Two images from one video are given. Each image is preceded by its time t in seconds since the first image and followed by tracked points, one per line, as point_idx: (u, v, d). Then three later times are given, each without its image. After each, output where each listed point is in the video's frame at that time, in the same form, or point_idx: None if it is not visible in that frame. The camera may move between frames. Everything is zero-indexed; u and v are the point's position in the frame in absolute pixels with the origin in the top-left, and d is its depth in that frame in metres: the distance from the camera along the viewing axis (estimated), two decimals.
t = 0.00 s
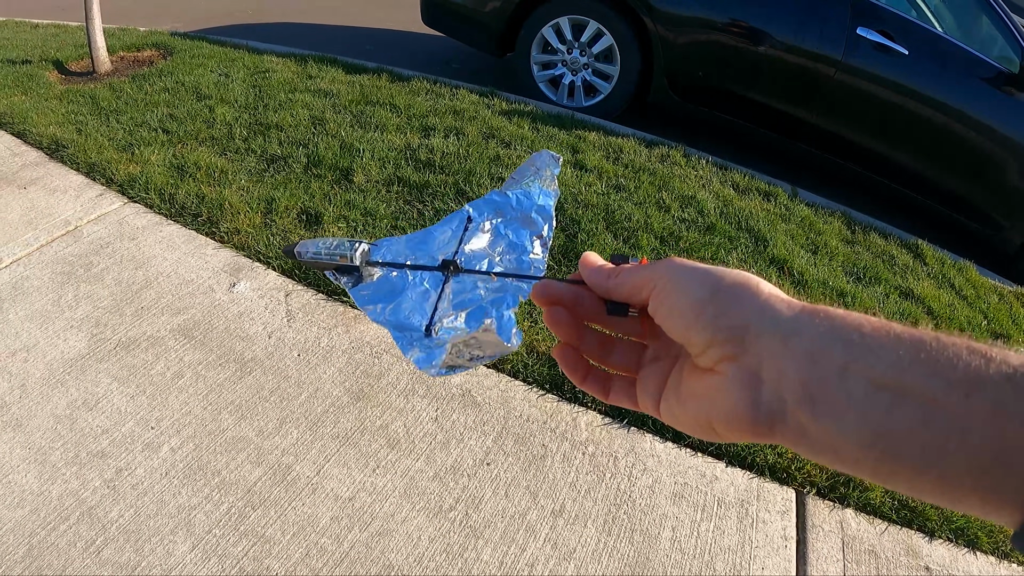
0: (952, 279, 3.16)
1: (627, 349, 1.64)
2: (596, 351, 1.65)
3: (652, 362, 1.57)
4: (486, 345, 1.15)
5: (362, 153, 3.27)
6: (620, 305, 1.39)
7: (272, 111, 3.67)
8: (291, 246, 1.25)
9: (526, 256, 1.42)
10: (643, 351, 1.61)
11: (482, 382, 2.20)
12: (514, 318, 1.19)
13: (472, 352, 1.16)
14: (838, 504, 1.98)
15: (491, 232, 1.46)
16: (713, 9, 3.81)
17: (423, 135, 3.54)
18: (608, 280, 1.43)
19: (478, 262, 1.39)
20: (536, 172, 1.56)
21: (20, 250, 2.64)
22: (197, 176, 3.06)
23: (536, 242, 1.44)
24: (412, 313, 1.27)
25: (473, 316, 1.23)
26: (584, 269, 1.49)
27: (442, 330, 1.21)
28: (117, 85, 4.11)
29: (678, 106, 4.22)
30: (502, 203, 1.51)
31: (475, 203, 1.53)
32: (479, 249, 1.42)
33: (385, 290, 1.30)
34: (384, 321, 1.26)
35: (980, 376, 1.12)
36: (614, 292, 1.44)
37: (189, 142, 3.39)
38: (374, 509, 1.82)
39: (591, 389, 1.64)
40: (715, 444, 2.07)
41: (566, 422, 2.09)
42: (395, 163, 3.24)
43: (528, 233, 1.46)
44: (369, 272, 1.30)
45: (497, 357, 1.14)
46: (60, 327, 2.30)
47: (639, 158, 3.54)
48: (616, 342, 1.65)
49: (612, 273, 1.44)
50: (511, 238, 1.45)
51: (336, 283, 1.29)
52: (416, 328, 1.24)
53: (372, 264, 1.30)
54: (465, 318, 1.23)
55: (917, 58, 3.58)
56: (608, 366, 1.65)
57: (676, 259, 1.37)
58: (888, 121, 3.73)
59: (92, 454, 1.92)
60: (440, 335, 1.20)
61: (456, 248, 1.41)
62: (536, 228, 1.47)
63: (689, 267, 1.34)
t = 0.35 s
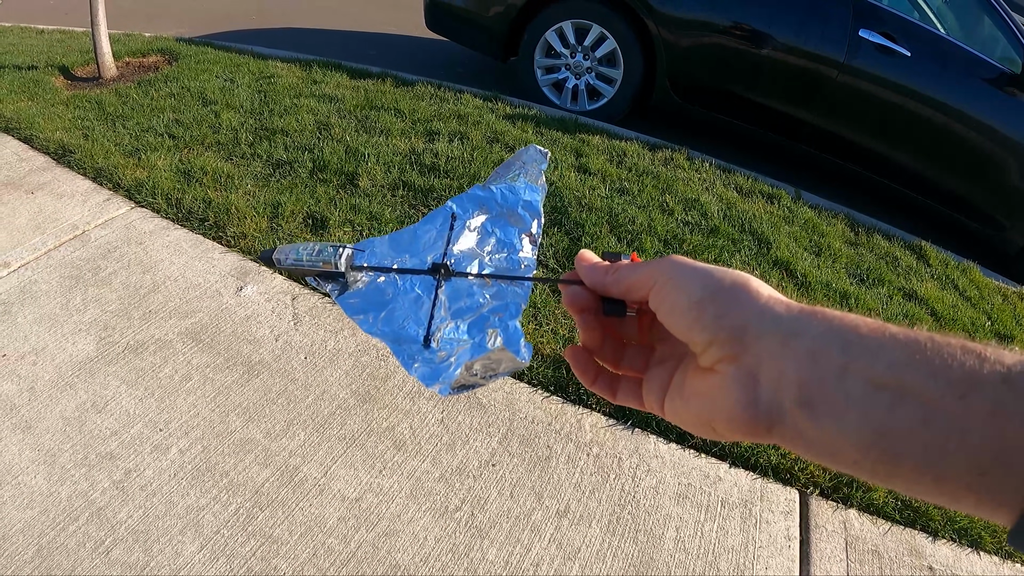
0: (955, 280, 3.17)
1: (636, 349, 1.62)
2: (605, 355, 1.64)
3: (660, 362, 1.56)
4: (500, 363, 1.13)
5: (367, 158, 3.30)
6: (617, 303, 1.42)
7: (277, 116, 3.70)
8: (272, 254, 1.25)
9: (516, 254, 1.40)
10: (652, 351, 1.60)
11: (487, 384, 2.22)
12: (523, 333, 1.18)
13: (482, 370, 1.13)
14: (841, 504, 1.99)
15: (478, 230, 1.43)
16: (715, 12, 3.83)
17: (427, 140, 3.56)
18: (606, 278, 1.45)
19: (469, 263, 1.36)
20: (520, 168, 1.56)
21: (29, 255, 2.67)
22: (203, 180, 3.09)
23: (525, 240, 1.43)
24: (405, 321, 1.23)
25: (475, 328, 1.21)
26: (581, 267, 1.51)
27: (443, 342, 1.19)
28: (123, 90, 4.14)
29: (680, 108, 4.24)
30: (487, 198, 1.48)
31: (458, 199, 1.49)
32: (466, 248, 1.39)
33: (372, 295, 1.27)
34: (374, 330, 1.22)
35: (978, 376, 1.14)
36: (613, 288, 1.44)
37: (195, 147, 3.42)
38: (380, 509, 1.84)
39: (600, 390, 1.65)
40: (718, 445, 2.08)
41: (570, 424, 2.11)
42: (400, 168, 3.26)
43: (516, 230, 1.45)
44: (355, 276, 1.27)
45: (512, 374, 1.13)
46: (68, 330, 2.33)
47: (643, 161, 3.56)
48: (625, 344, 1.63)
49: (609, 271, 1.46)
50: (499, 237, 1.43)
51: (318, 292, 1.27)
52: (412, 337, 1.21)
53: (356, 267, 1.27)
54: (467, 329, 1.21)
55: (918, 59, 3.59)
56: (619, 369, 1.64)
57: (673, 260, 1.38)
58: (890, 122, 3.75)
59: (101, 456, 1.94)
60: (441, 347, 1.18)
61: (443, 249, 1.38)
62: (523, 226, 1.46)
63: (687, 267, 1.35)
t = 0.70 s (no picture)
0: (955, 279, 3.18)
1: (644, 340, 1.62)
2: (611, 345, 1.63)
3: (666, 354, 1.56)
4: (527, 343, 1.14)
5: (368, 161, 3.31)
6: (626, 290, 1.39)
7: (278, 120, 3.72)
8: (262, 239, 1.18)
9: (517, 241, 1.42)
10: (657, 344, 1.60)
11: (488, 386, 2.24)
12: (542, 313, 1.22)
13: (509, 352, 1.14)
14: (842, 504, 2.00)
15: (478, 216, 1.44)
16: (715, 13, 3.84)
17: (428, 143, 3.58)
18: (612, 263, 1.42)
19: (472, 249, 1.37)
20: (520, 153, 1.55)
21: (31, 258, 2.69)
22: (204, 184, 3.11)
23: (526, 227, 1.45)
24: (415, 309, 1.25)
25: (489, 313, 1.24)
26: (586, 252, 1.47)
27: (459, 328, 1.21)
28: (124, 95, 4.16)
29: (680, 109, 4.25)
30: (485, 185, 1.49)
31: (454, 186, 1.50)
32: (468, 234, 1.40)
33: (376, 283, 1.27)
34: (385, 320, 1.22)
35: (978, 376, 1.15)
36: (619, 274, 1.42)
37: (196, 150, 3.44)
38: (382, 510, 1.85)
39: (606, 381, 1.65)
40: (717, 445, 2.09)
41: (571, 424, 2.12)
42: (400, 171, 3.28)
43: (516, 217, 1.46)
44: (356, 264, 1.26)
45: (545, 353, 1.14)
46: (71, 333, 2.35)
47: (642, 163, 3.57)
48: (632, 334, 1.63)
49: (615, 257, 1.43)
50: (499, 223, 1.44)
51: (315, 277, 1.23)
52: (425, 324, 1.22)
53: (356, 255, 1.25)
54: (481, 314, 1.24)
55: (918, 59, 3.61)
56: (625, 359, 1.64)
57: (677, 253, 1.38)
58: (892, 122, 3.76)
59: (104, 458, 1.95)
60: (456, 333, 1.20)
61: (444, 235, 1.39)
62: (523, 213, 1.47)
63: (690, 262, 1.36)
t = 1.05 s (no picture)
0: (955, 279, 3.18)
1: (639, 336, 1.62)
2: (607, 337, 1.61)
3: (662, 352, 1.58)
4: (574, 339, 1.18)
5: (367, 163, 3.31)
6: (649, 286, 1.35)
7: (277, 122, 3.72)
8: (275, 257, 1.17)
9: (532, 244, 1.41)
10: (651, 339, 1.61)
11: (488, 388, 2.24)
12: (580, 298, 1.25)
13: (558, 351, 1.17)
14: (842, 505, 2.00)
15: (490, 219, 1.42)
16: (713, 14, 3.85)
17: (427, 145, 3.58)
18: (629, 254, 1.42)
19: (489, 254, 1.35)
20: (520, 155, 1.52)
21: (31, 262, 2.69)
22: (203, 187, 3.11)
23: (538, 229, 1.43)
24: (448, 312, 1.22)
25: (524, 307, 1.24)
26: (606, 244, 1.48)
27: (499, 327, 1.20)
28: (123, 98, 4.17)
29: (679, 110, 4.26)
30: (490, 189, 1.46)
31: (457, 193, 1.47)
32: (482, 239, 1.37)
33: (402, 289, 1.24)
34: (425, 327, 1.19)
35: (980, 382, 1.14)
36: (631, 267, 1.42)
37: (195, 153, 3.44)
38: (382, 513, 1.85)
39: (597, 374, 1.68)
40: (718, 446, 2.09)
41: (571, 426, 2.12)
42: (399, 173, 3.28)
43: (527, 219, 1.44)
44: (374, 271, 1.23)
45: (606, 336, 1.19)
46: (71, 337, 2.35)
47: (642, 164, 3.57)
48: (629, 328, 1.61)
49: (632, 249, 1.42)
50: (510, 228, 1.42)
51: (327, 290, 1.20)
52: (464, 328, 1.19)
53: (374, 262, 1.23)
54: (516, 309, 1.24)
55: (917, 59, 3.61)
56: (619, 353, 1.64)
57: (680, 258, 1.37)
58: (892, 122, 3.76)
59: (104, 461, 1.95)
60: (497, 332, 1.19)
61: (459, 241, 1.36)
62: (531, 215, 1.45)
63: (695, 265, 1.34)
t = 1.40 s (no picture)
0: (949, 271, 3.18)
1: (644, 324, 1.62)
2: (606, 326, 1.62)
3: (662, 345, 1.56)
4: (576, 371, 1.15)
5: (358, 163, 3.30)
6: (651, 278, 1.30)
7: (267, 124, 3.70)
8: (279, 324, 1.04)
9: (524, 238, 1.35)
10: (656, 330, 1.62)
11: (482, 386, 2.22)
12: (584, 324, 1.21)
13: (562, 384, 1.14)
14: (839, 497, 1.99)
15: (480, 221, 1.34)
16: (704, 11, 3.84)
17: (418, 144, 3.57)
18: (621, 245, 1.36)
19: (484, 263, 1.30)
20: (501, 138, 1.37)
21: (21, 267, 2.66)
22: (194, 189, 3.09)
23: (528, 218, 1.36)
24: (453, 349, 1.18)
25: (528, 339, 1.21)
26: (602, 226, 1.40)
27: (504, 363, 1.17)
28: (113, 102, 4.14)
29: (671, 107, 4.25)
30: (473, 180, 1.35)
31: (438, 188, 1.36)
32: (475, 246, 1.30)
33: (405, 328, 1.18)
34: (430, 372, 1.15)
35: (977, 376, 1.14)
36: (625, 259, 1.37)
37: (186, 156, 3.42)
38: (377, 513, 1.84)
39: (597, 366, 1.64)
40: (713, 441, 2.08)
41: (566, 424, 2.11)
42: (391, 172, 3.27)
43: (516, 209, 1.36)
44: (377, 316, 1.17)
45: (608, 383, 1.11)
46: (62, 342, 2.33)
47: (634, 161, 3.57)
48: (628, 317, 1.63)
49: (626, 238, 1.37)
50: (499, 223, 1.35)
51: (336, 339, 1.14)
52: (469, 365, 1.17)
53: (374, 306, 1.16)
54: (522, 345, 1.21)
55: (908, 53, 3.61)
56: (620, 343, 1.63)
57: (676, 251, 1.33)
58: (885, 116, 3.76)
59: (96, 466, 1.94)
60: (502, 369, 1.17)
61: (452, 255, 1.29)
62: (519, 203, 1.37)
63: (689, 261, 1.31)
